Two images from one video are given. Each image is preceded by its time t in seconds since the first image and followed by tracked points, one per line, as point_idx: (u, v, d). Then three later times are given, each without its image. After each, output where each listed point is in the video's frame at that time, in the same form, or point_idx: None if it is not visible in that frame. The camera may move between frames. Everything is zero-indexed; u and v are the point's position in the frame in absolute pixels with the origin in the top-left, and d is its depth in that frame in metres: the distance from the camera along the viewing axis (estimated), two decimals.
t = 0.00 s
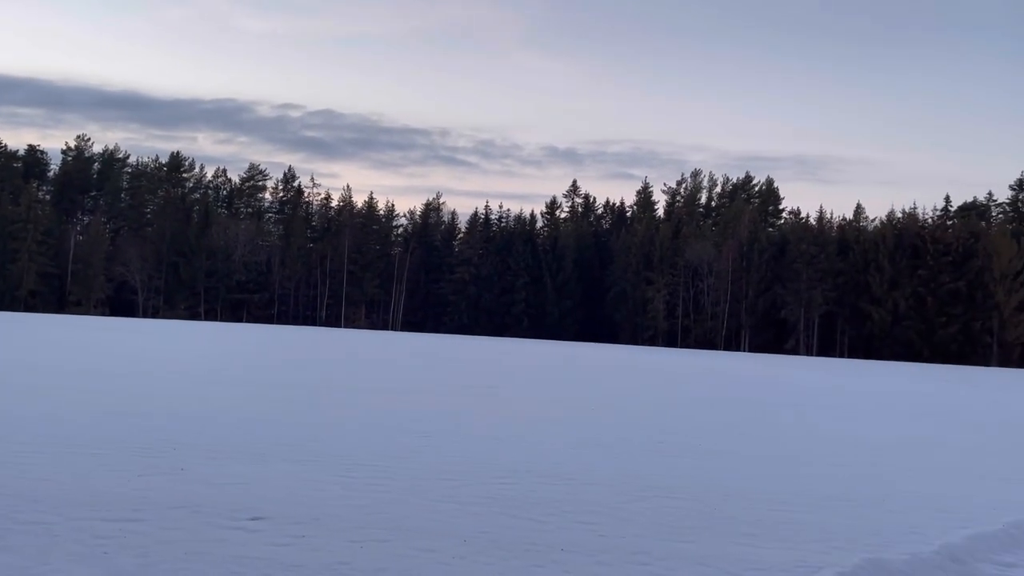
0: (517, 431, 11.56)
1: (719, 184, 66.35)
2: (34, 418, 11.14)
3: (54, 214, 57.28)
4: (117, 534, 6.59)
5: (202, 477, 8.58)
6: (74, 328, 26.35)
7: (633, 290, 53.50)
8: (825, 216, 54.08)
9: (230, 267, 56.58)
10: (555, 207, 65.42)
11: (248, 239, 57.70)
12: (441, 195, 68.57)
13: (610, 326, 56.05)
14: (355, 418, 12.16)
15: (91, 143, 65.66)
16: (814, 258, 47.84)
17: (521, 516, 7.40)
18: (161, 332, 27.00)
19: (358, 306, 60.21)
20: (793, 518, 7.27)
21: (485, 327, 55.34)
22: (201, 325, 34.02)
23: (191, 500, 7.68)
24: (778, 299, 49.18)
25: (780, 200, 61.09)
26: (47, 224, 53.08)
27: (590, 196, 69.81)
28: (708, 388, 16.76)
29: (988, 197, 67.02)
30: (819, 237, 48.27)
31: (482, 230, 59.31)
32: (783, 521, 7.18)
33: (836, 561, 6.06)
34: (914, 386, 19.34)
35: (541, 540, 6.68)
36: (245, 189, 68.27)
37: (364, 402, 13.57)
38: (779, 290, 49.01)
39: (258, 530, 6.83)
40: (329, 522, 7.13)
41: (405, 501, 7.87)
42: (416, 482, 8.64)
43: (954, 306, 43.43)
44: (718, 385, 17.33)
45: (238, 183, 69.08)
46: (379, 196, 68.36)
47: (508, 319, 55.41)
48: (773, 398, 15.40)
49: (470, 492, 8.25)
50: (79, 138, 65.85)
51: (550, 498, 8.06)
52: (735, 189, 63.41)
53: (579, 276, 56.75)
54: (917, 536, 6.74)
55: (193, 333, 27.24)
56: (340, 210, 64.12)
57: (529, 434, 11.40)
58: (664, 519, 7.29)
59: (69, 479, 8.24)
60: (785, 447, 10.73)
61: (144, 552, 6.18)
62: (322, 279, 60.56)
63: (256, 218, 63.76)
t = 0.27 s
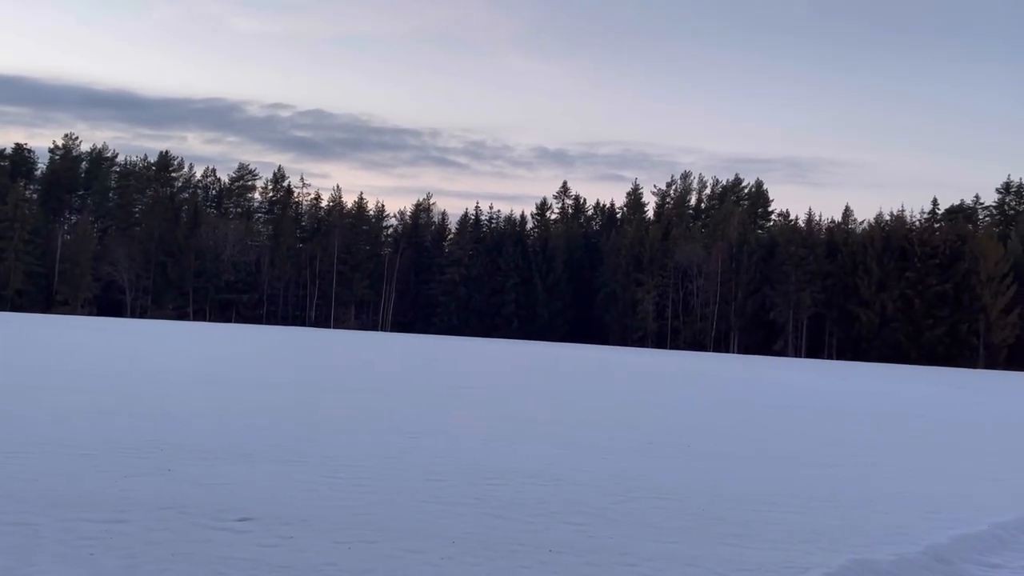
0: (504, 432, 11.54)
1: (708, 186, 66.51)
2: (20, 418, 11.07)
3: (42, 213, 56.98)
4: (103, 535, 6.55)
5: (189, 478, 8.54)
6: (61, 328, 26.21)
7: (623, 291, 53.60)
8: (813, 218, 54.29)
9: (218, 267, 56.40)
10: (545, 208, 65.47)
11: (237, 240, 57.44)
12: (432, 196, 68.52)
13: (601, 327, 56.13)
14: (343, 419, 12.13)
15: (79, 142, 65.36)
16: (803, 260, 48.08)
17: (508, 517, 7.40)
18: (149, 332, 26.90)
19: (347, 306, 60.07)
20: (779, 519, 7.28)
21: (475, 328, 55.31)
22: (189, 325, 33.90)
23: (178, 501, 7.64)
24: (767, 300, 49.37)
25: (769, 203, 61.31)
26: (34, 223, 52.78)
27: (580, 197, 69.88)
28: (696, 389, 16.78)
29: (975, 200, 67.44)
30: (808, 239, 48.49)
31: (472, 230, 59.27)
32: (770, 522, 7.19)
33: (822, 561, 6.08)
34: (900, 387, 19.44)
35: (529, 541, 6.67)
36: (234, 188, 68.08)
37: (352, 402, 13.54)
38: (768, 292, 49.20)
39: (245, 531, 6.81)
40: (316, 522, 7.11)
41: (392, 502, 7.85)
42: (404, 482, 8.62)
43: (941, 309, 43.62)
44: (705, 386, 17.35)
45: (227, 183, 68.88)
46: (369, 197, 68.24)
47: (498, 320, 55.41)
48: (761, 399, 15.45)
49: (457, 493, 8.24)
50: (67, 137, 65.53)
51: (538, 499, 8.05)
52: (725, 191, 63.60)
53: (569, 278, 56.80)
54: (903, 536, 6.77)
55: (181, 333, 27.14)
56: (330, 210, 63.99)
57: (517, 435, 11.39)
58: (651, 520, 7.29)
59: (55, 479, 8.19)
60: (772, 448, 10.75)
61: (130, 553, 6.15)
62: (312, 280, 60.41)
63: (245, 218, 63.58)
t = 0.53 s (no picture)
0: (496, 433, 11.54)
1: (699, 188, 66.70)
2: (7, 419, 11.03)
3: (29, 212, 56.71)
4: (91, 536, 6.51)
5: (178, 479, 8.49)
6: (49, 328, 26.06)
7: (613, 293, 53.67)
8: (803, 220, 54.48)
9: (208, 267, 56.25)
10: (536, 209, 65.50)
11: (225, 240, 57.04)
12: (422, 197, 68.48)
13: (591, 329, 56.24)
14: (333, 420, 12.09)
15: (68, 141, 65.10)
16: (792, 262, 48.25)
17: (499, 518, 7.39)
18: (138, 333, 26.81)
19: (337, 307, 59.98)
20: (769, 519, 7.29)
21: (465, 329, 55.27)
22: (178, 325, 33.74)
23: (167, 502, 7.60)
24: (757, 302, 49.50)
25: (760, 205, 61.52)
26: (21, 223, 52.52)
27: (571, 198, 69.97)
28: (686, 390, 16.80)
29: (963, 202, 67.76)
30: (797, 241, 48.63)
31: (463, 231, 59.24)
32: (759, 523, 7.19)
33: (810, 562, 6.10)
34: (888, 389, 19.53)
35: (519, 542, 6.67)
36: (224, 188, 67.88)
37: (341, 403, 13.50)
38: (757, 293, 49.36)
39: (235, 532, 6.78)
40: (307, 524, 7.09)
41: (382, 503, 7.82)
42: (395, 483, 8.61)
43: (929, 310, 43.78)
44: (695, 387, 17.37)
45: (217, 183, 68.72)
46: (360, 197, 68.17)
47: (488, 321, 55.37)
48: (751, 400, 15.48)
49: (447, 493, 8.22)
50: (55, 136, 65.25)
51: (527, 499, 8.05)
52: (715, 193, 63.80)
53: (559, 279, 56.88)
54: (892, 536, 6.79)
55: (171, 334, 27.04)
56: (320, 211, 63.92)
57: (508, 436, 11.39)
58: (642, 520, 7.29)
59: (42, 481, 8.12)
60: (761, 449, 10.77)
61: (119, 556, 6.10)
62: (302, 280, 60.27)
63: (235, 218, 63.41)
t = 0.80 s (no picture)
0: (484, 434, 11.52)
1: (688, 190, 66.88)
2: None
3: (16, 212, 56.37)
4: (78, 538, 6.47)
5: (165, 481, 8.44)
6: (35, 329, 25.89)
7: (603, 294, 53.74)
8: (792, 221, 54.67)
9: (196, 267, 56.03)
10: (526, 211, 65.51)
11: (215, 240, 56.78)
12: (412, 198, 68.44)
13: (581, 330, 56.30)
14: (322, 421, 12.05)
15: (55, 141, 64.78)
16: (781, 264, 48.39)
17: (487, 519, 7.37)
18: (126, 333, 26.70)
19: (326, 307, 59.84)
20: (758, 521, 7.30)
21: (455, 330, 55.20)
22: (167, 326, 33.62)
23: (154, 504, 7.56)
24: (746, 304, 49.63)
25: (749, 207, 61.72)
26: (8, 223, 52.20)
27: (561, 200, 70.07)
28: (675, 392, 16.81)
29: (950, 205, 68.10)
30: (786, 243, 48.79)
31: (453, 232, 59.20)
32: (747, 525, 7.20)
33: (797, 563, 6.10)
34: (876, 390, 19.61)
35: (508, 543, 6.66)
36: (213, 188, 67.65)
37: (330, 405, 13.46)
38: (746, 296, 49.50)
39: (223, 534, 6.75)
40: (295, 525, 7.06)
41: (370, 504, 7.80)
42: (384, 485, 8.59)
43: (917, 312, 43.94)
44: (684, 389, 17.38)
45: (206, 183, 68.49)
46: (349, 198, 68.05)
47: (478, 322, 55.33)
48: (739, 401, 15.51)
49: (436, 495, 8.20)
50: (43, 135, 64.93)
51: (516, 501, 8.03)
52: (705, 196, 63.99)
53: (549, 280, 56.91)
54: (878, 538, 6.81)
55: (159, 335, 26.90)
56: (310, 211, 63.78)
57: (497, 437, 11.38)
58: (631, 522, 7.29)
59: (27, 483, 8.06)
60: (750, 450, 10.78)
61: (105, 558, 6.06)
62: (291, 281, 60.12)
63: (224, 218, 63.21)
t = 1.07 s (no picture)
0: (475, 435, 11.51)
1: (678, 191, 67.04)
2: None
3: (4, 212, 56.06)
4: (66, 539, 6.43)
5: (155, 481, 8.40)
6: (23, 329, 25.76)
7: (593, 295, 53.83)
8: (781, 223, 54.81)
9: (185, 267, 55.87)
10: (517, 212, 65.50)
11: (205, 240, 56.80)
12: (403, 198, 68.38)
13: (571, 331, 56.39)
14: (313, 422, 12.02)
15: (43, 140, 64.47)
16: (770, 265, 48.53)
17: (478, 520, 7.36)
18: (115, 334, 26.57)
19: (316, 308, 59.72)
20: (747, 521, 7.31)
21: (445, 330, 55.14)
22: (156, 326, 33.50)
23: (143, 505, 7.52)
24: (735, 305, 49.75)
25: (739, 208, 61.90)
26: None
27: (552, 200, 70.15)
28: (666, 393, 16.83)
29: (938, 207, 68.44)
30: (775, 244, 48.95)
31: (444, 232, 59.17)
32: (738, 525, 7.21)
33: (787, 563, 6.11)
34: (866, 392, 19.66)
35: (498, 544, 6.65)
36: (202, 188, 67.42)
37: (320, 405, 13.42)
38: (736, 297, 49.66)
39: (212, 535, 6.72)
40: (285, 526, 7.03)
41: (361, 505, 7.78)
42: (374, 485, 8.57)
43: (905, 313, 44.13)
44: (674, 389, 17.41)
45: (195, 182, 68.27)
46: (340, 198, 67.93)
47: (468, 323, 55.30)
48: (729, 402, 15.54)
49: (426, 496, 8.18)
50: (31, 134, 64.62)
51: (507, 501, 8.03)
52: (695, 197, 64.16)
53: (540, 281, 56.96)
54: (867, 538, 6.83)
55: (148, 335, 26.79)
56: (299, 211, 63.63)
57: (487, 437, 11.37)
58: (622, 522, 7.29)
59: (15, 484, 8.00)
60: (740, 451, 10.80)
61: (94, 559, 6.03)
62: (281, 281, 59.99)
63: (214, 218, 63.02)
